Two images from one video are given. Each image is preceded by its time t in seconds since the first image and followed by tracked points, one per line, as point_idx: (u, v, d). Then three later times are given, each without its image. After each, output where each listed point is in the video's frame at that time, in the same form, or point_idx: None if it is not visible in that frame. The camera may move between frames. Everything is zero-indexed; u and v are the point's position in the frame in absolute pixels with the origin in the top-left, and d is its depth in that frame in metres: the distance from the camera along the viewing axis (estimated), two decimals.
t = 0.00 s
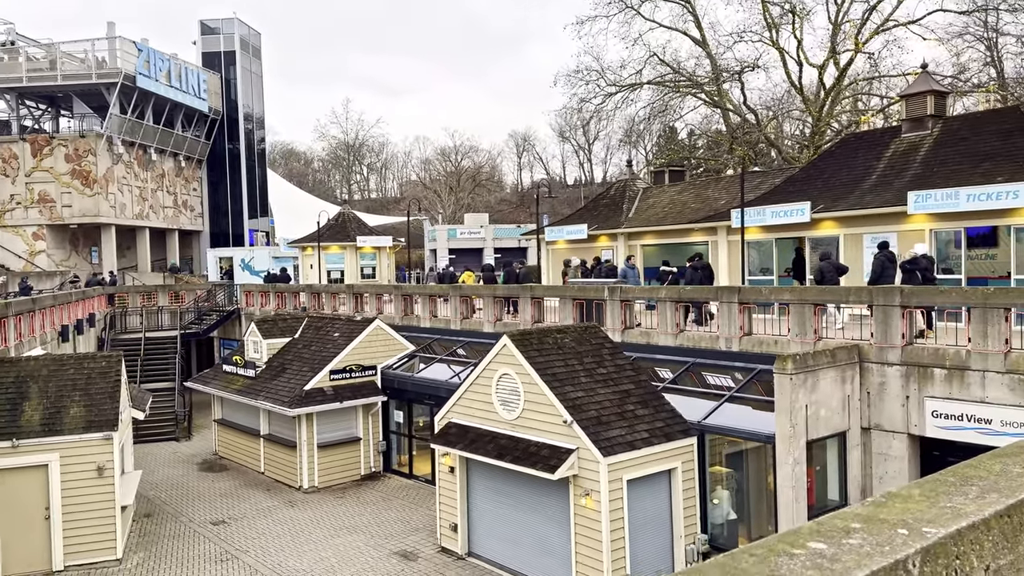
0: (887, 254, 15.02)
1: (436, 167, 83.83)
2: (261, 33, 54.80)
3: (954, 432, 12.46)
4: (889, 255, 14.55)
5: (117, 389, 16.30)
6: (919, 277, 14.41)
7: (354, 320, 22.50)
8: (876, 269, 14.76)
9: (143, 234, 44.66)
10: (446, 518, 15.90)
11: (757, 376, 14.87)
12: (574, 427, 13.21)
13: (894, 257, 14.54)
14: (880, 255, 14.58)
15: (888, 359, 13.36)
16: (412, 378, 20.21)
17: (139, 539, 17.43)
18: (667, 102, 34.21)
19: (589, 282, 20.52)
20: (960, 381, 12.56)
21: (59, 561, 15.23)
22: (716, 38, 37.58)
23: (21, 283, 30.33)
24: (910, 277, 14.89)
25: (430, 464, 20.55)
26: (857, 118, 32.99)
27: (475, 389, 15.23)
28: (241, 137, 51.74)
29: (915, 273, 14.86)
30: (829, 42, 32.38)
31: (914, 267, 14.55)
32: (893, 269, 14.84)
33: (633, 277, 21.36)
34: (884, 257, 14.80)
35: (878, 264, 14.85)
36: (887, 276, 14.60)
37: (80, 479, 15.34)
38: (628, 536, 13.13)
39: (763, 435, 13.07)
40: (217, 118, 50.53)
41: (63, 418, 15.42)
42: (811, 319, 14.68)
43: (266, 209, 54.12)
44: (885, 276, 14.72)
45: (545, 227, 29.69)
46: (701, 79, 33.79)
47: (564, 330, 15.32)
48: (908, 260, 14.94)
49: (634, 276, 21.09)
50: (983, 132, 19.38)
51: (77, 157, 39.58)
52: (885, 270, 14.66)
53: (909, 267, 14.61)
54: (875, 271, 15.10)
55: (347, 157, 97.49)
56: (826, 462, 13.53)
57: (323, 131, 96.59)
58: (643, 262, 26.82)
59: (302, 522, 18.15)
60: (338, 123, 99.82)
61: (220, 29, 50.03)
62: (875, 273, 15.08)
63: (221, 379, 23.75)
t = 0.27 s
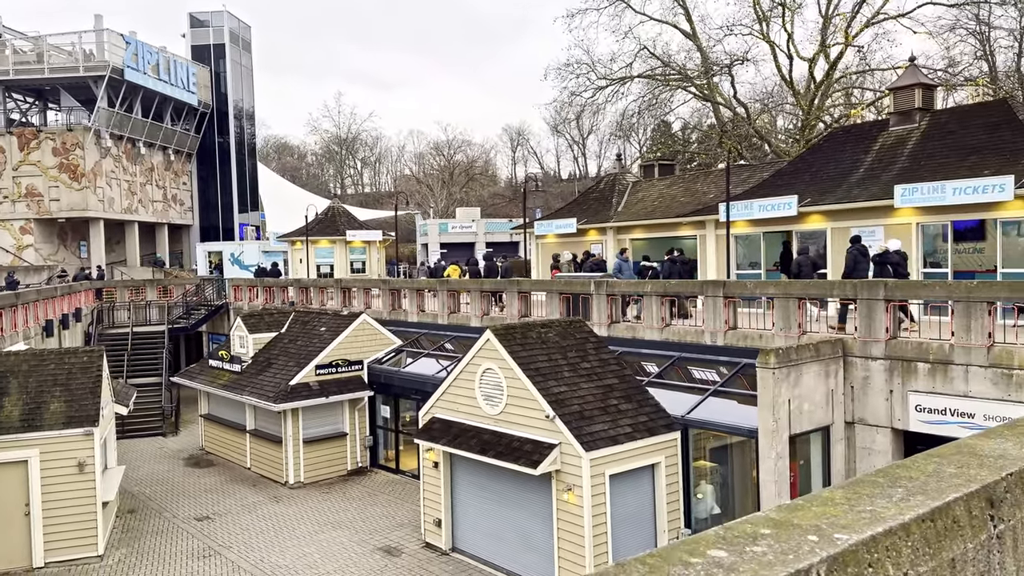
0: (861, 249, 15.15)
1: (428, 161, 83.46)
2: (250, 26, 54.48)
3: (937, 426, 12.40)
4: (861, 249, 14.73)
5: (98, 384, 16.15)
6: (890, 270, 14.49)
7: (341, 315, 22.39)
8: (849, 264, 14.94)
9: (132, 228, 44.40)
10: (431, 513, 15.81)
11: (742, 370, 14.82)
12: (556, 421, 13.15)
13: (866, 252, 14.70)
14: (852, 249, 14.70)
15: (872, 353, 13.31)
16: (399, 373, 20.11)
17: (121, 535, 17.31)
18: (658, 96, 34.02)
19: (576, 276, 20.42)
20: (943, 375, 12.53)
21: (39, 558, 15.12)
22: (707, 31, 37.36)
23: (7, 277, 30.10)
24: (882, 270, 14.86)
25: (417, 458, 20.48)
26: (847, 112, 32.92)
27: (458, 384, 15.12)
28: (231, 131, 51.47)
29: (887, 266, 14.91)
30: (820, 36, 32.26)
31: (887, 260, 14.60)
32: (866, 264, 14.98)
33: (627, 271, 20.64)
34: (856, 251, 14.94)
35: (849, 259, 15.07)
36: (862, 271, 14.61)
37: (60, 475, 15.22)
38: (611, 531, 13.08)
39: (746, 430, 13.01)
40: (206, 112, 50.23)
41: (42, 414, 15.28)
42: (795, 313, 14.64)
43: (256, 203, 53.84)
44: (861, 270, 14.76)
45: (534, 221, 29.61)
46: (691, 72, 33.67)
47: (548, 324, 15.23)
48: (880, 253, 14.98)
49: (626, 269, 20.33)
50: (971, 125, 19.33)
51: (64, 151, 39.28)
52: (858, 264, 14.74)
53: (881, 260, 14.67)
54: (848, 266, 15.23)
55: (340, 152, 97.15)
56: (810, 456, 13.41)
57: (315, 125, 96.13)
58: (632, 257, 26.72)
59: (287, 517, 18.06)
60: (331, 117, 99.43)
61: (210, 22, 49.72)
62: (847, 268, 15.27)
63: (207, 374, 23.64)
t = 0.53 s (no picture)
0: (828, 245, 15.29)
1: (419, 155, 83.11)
2: (238, 19, 54.11)
3: (917, 422, 12.35)
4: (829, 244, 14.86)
5: (75, 381, 15.99)
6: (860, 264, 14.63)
7: (324, 310, 22.24)
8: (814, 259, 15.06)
9: (118, 223, 44.09)
10: (411, 510, 15.66)
11: (723, 365, 14.76)
12: (536, 418, 13.05)
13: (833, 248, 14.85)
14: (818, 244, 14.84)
15: (852, 349, 13.26)
16: (382, 368, 19.98)
17: (101, 532, 17.16)
18: (645, 91, 33.86)
19: (560, 271, 20.30)
20: (923, 370, 12.49)
21: (16, 556, 14.99)
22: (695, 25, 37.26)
23: None
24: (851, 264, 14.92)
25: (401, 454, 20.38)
26: (834, 107, 32.90)
27: (439, 380, 14.97)
28: (218, 125, 51.13)
29: (857, 261, 14.99)
30: (807, 30, 32.20)
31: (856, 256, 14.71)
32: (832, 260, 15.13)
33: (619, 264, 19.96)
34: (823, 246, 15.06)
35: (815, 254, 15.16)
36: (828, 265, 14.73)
37: (37, 472, 15.07)
38: (590, 527, 13.03)
39: (726, 426, 12.95)
40: (193, 105, 49.89)
41: (18, 411, 15.12)
42: (776, 309, 14.59)
43: (244, 197, 53.51)
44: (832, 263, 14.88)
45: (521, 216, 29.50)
46: (680, 67, 33.55)
47: (529, 320, 15.13)
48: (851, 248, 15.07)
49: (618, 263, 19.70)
50: (955, 120, 19.30)
51: (48, 145, 38.92)
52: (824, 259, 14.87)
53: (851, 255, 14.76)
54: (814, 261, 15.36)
55: (330, 146, 96.69)
56: (791, 451, 13.38)
57: (305, 119, 95.60)
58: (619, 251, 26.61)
59: (268, 514, 17.95)
60: (321, 111, 98.95)
61: (197, 15, 49.37)
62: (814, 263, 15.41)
63: (190, 370, 23.47)
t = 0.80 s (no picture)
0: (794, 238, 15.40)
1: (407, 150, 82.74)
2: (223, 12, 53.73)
3: (896, 418, 12.32)
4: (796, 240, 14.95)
5: (51, 377, 15.80)
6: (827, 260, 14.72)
7: (307, 306, 22.09)
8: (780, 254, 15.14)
9: (102, 217, 43.72)
10: (392, 507, 15.50)
11: (705, 361, 14.72)
12: (515, 415, 12.95)
13: (800, 243, 14.98)
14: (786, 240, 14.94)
15: (832, 345, 13.23)
16: (365, 364, 19.85)
17: (78, 530, 16.97)
18: (632, 86, 33.75)
19: (544, 267, 20.18)
20: (903, 366, 12.45)
21: None
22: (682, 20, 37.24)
23: None
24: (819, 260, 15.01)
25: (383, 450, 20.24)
26: (820, 102, 32.91)
27: (418, 377, 14.80)
28: (204, 119, 50.77)
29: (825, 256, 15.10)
30: (794, 25, 32.19)
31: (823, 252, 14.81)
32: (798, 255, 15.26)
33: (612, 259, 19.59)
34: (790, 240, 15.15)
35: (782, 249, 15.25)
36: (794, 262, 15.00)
37: (10, 470, 14.88)
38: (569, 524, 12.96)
39: (706, 422, 12.89)
40: (178, 99, 49.50)
41: None
42: (757, 304, 14.54)
43: (230, 192, 53.15)
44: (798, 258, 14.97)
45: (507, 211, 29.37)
46: (666, 62, 33.46)
47: (510, 316, 15.00)
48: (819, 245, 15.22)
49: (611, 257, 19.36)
50: (938, 115, 19.30)
51: (30, 138, 38.51)
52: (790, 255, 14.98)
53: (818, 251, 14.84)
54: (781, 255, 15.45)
55: (319, 141, 96.21)
56: (772, 447, 13.33)
57: (293, 113, 95.06)
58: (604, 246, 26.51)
59: (248, 512, 17.82)
60: (309, 106, 98.45)
61: (181, 8, 49.00)
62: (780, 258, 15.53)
63: (171, 366, 23.28)
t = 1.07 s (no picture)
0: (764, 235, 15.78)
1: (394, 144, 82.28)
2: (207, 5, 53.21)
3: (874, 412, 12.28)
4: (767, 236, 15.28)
5: (23, 373, 15.56)
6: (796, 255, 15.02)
7: (287, 300, 21.89)
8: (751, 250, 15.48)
9: (83, 212, 43.27)
10: (370, 503, 15.34)
11: (685, 355, 14.69)
12: (493, 410, 12.81)
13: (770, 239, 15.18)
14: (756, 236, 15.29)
15: (811, 339, 13.17)
16: (346, 359, 19.69)
17: (52, 528, 16.74)
18: (617, 80, 33.66)
19: (526, 261, 20.00)
20: (881, 360, 12.40)
21: None
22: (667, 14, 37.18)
23: None
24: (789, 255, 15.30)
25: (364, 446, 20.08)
26: (805, 97, 32.90)
27: (397, 372, 14.59)
28: (187, 112, 50.30)
29: (793, 251, 15.29)
30: (778, 20, 32.16)
31: (792, 247, 15.11)
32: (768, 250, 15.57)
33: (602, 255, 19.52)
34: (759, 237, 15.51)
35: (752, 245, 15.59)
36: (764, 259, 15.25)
37: None
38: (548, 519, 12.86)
39: (685, 417, 12.81)
40: (161, 92, 49.02)
41: None
42: (737, 299, 14.52)
43: (214, 186, 52.72)
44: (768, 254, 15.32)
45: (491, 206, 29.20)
46: (652, 56, 33.35)
47: (489, 311, 14.82)
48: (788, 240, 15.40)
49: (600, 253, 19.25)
50: (920, 109, 19.28)
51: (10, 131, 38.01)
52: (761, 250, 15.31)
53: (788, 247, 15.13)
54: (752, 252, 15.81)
55: (305, 135, 95.57)
56: (750, 441, 13.28)
57: (280, 107, 94.44)
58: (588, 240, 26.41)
59: (226, 508, 17.64)
60: (295, 99, 97.74)
61: None
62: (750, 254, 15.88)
63: (150, 361, 23.05)
